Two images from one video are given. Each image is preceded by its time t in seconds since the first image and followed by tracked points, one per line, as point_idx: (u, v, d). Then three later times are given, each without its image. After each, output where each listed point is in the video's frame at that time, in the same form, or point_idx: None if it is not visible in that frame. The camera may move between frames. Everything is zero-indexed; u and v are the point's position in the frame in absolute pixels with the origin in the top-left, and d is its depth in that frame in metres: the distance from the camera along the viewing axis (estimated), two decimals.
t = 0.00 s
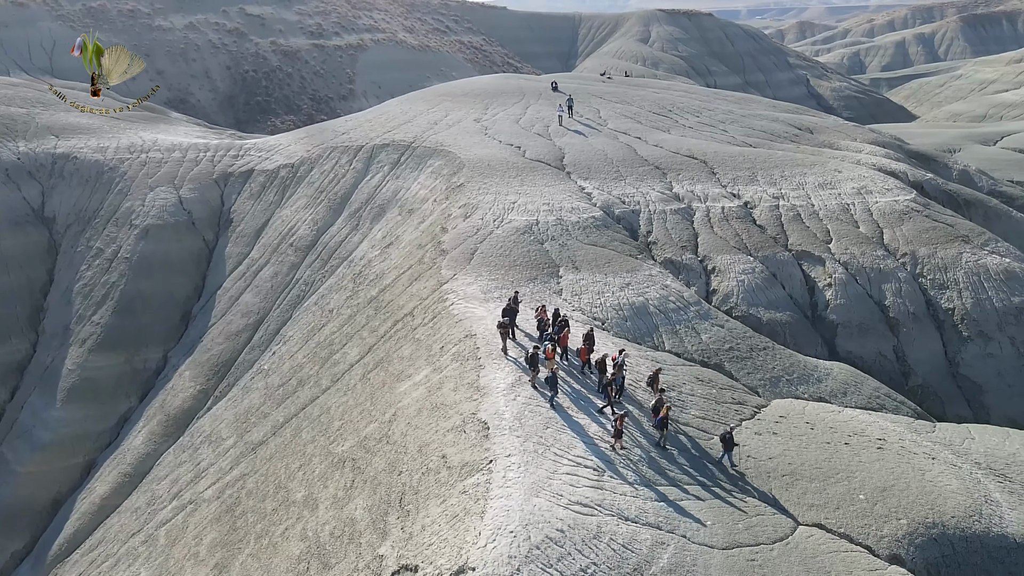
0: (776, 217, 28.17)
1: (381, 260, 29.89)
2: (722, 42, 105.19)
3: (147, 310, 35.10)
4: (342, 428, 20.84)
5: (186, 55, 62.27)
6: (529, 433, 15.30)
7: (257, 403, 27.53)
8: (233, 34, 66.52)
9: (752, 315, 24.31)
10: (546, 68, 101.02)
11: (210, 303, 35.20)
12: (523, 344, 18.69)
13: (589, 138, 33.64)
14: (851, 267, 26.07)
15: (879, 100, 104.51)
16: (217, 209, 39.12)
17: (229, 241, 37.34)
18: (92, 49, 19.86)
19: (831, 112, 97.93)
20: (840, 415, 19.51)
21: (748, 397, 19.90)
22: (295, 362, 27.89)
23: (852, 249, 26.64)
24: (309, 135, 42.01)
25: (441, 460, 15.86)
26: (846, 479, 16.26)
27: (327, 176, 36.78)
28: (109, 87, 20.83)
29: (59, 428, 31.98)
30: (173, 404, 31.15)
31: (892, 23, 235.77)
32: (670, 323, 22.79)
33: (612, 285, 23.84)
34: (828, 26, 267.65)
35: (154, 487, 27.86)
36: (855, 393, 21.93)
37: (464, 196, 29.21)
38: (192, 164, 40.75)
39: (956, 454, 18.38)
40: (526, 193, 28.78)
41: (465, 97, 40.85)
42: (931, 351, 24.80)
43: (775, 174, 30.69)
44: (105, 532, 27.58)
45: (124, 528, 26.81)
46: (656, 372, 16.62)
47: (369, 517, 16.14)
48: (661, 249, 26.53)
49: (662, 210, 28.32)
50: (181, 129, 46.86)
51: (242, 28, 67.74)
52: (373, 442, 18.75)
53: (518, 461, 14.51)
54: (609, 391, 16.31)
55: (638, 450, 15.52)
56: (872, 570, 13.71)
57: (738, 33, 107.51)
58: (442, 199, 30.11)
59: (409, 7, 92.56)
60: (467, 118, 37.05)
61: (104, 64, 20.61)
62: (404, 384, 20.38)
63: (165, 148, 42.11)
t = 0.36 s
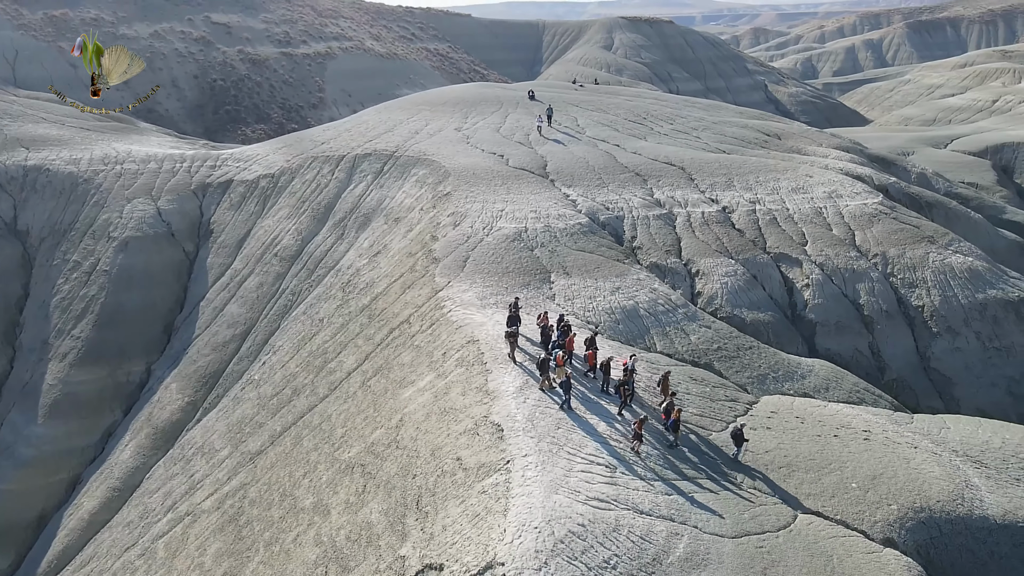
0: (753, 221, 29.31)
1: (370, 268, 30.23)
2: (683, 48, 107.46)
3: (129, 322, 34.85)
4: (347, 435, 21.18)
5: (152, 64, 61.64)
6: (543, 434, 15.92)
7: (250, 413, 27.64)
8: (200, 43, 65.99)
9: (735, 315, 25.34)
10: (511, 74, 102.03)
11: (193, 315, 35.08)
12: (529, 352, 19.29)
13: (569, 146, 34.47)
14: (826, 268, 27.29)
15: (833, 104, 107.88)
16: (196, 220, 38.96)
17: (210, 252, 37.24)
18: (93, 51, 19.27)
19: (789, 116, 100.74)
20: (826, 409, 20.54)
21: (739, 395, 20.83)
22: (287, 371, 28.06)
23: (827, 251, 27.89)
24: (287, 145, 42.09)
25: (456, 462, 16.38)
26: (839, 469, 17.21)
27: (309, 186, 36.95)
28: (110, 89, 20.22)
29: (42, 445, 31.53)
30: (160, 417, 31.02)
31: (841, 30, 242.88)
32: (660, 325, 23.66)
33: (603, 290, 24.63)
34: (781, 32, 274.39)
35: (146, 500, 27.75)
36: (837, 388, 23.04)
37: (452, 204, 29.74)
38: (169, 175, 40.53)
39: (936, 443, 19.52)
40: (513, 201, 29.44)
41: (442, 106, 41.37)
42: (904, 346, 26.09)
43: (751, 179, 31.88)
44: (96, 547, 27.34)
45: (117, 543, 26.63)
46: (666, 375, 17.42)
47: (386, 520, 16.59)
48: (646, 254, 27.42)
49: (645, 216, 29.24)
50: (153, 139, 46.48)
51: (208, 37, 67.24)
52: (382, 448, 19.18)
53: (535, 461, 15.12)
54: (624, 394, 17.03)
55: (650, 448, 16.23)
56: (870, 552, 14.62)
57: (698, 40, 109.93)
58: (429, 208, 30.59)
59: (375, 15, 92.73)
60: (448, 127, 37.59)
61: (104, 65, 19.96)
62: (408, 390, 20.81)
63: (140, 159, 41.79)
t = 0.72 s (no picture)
0: (732, 225, 30.41)
1: (359, 277, 30.54)
2: (645, 55, 109.48)
3: (112, 336, 34.56)
4: (351, 442, 21.55)
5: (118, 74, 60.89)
6: (554, 434, 16.55)
7: (245, 424, 27.74)
8: (167, 52, 65.38)
9: (721, 317, 26.32)
10: (477, 82, 102.79)
11: (177, 327, 34.91)
12: (534, 357, 19.86)
13: (550, 155, 35.23)
14: (803, 270, 28.47)
15: (791, 110, 110.98)
16: (176, 232, 38.77)
17: (192, 264, 37.11)
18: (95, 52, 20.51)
19: (749, 122, 103.37)
20: (812, 405, 21.57)
21: (730, 393, 21.75)
22: (280, 382, 28.23)
23: (803, 253, 29.09)
24: (265, 155, 42.09)
25: (470, 465, 16.91)
26: (831, 460, 18.19)
27: (291, 197, 37.09)
28: (109, 86, 21.49)
29: (26, 462, 31.02)
30: (149, 430, 30.87)
31: (794, 36, 249.29)
32: (651, 328, 24.51)
33: (594, 294, 25.38)
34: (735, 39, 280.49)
35: (139, 515, 27.61)
36: (819, 385, 24.16)
37: (440, 213, 30.24)
38: (146, 187, 40.26)
39: (916, 434, 20.67)
40: (500, 209, 30.07)
41: (421, 116, 41.81)
42: (878, 343, 27.36)
43: (727, 185, 33.01)
44: (88, 564, 27.07)
45: (111, 558, 26.42)
46: (672, 379, 18.19)
47: (402, 523, 17.03)
48: (632, 259, 28.27)
49: (629, 222, 30.13)
50: (126, 151, 46.02)
51: (175, 46, 66.64)
52: (390, 453, 19.60)
53: (550, 460, 15.76)
54: (634, 396, 17.73)
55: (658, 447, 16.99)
56: (866, 537, 15.57)
57: (660, 47, 112.07)
58: (417, 217, 31.04)
59: (340, 23, 92.63)
60: (429, 136, 38.08)
61: (104, 65, 21.24)
62: (412, 396, 21.25)
63: (115, 171, 41.41)
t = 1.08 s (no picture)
0: (713, 230, 31.40)
1: (350, 286, 30.81)
2: (612, 62, 111.08)
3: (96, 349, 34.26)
4: (356, 449, 21.88)
5: (87, 83, 60.13)
6: (564, 435, 17.17)
7: (239, 434, 27.83)
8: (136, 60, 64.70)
9: (707, 319, 27.23)
10: (447, 89, 103.25)
11: (163, 339, 34.76)
12: (536, 364, 20.38)
13: (534, 163, 35.92)
14: (783, 272, 29.55)
15: (754, 115, 113.55)
16: (158, 243, 38.56)
17: (175, 275, 36.94)
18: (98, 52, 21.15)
19: (714, 127, 105.52)
20: (800, 402, 22.51)
21: (722, 392, 22.60)
22: (274, 391, 28.39)
23: (782, 257, 30.18)
24: (246, 165, 42.04)
25: (482, 467, 17.42)
26: (824, 453, 19.08)
27: (276, 206, 37.17)
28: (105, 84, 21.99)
29: (11, 478, 30.46)
30: (139, 443, 30.70)
31: (753, 42, 254.52)
32: (642, 331, 25.31)
33: (586, 299, 26.10)
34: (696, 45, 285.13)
35: (133, 528, 27.47)
36: (803, 383, 25.16)
37: (430, 222, 30.69)
38: (125, 199, 39.97)
39: (898, 427, 21.72)
40: (489, 217, 30.64)
41: (402, 125, 42.20)
42: (856, 341, 28.51)
43: (707, 191, 34.03)
44: None
45: (106, 572, 26.23)
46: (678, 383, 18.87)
47: (416, 526, 17.47)
48: (619, 264, 29.05)
49: (615, 228, 30.94)
50: (102, 161, 45.55)
51: (144, 54, 65.97)
52: (398, 458, 20.00)
53: (562, 460, 16.36)
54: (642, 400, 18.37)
55: (664, 446, 17.69)
56: (861, 526, 16.43)
57: (626, 54, 113.81)
58: (406, 226, 31.44)
59: (309, 30, 92.40)
60: (412, 145, 38.48)
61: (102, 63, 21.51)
62: (415, 402, 21.67)
63: (93, 183, 41.00)
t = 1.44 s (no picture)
0: (693, 236, 32.47)
1: (340, 296, 31.12)
2: (577, 69, 112.57)
3: (79, 364, 33.88)
4: (361, 456, 22.27)
5: (53, 93, 59.10)
6: (573, 437, 17.86)
7: (235, 445, 27.93)
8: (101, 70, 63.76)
9: (693, 321, 28.24)
10: (415, 96, 103.56)
11: (148, 352, 34.56)
12: (538, 368, 21.05)
13: (516, 171, 36.65)
14: (762, 275, 30.72)
15: (716, 121, 116.13)
16: (138, 256, 38.29)
17: (158, 287, 36.75)
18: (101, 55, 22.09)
19: (678, 132, 107.64)
20: (787, 399, 23.55)
21: (714, 392, 23.55)
22: (269, 402, 28.56)
23: (761, 260, 31.36)
24: (225, 176, 41.95)
25: (494, 469, 18.01)
26: (816, 447, 20.09)
27: (259, 217, 37.23)
28: (107, 83, 22.99)
29: None
30: (128, 457, 30.52)
31: (710, 49, 259.66)
32: (633, 334, 26.18)
33: (578, 305, 26.86)
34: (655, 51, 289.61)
35: (128, 542, 27.32)
36: (787, 381, 26.28)
37: (419, 231, 31.16)
38: (103, 211, 39.60)
39: (879, 421, 22.89)
40: (478, 226, 31.24)
41: (382, 135, 42.56)
42: (833, 340, 29.78)
43: (685, 198, 35.15)
44: None
45: None
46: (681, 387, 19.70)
47: (431, 529, 17.97)
48: (606, 270, 29.90)
49: (599, 234, 31.79)
50: (74, 174, 44.93)
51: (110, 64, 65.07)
52: (406, 464, 20.46)
53: (574, 460, 17.05)
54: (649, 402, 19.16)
55: (670, 444, 18.51)
56: (856, 514, 17.42)
57: (590, 61, 115.49)
58: (395, 235, 31.87)
59: (274, 38, 91.97)
60: (394, 155, 38.89)
61: (105, 64, 22.47)
62: (419, 409, 22.15)
63: (68, 195, 40.53)
